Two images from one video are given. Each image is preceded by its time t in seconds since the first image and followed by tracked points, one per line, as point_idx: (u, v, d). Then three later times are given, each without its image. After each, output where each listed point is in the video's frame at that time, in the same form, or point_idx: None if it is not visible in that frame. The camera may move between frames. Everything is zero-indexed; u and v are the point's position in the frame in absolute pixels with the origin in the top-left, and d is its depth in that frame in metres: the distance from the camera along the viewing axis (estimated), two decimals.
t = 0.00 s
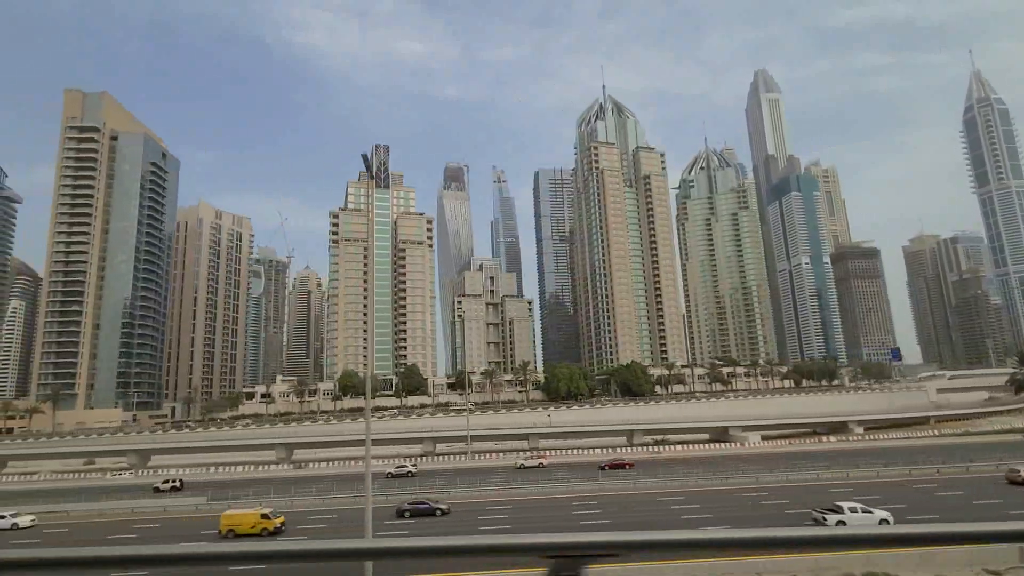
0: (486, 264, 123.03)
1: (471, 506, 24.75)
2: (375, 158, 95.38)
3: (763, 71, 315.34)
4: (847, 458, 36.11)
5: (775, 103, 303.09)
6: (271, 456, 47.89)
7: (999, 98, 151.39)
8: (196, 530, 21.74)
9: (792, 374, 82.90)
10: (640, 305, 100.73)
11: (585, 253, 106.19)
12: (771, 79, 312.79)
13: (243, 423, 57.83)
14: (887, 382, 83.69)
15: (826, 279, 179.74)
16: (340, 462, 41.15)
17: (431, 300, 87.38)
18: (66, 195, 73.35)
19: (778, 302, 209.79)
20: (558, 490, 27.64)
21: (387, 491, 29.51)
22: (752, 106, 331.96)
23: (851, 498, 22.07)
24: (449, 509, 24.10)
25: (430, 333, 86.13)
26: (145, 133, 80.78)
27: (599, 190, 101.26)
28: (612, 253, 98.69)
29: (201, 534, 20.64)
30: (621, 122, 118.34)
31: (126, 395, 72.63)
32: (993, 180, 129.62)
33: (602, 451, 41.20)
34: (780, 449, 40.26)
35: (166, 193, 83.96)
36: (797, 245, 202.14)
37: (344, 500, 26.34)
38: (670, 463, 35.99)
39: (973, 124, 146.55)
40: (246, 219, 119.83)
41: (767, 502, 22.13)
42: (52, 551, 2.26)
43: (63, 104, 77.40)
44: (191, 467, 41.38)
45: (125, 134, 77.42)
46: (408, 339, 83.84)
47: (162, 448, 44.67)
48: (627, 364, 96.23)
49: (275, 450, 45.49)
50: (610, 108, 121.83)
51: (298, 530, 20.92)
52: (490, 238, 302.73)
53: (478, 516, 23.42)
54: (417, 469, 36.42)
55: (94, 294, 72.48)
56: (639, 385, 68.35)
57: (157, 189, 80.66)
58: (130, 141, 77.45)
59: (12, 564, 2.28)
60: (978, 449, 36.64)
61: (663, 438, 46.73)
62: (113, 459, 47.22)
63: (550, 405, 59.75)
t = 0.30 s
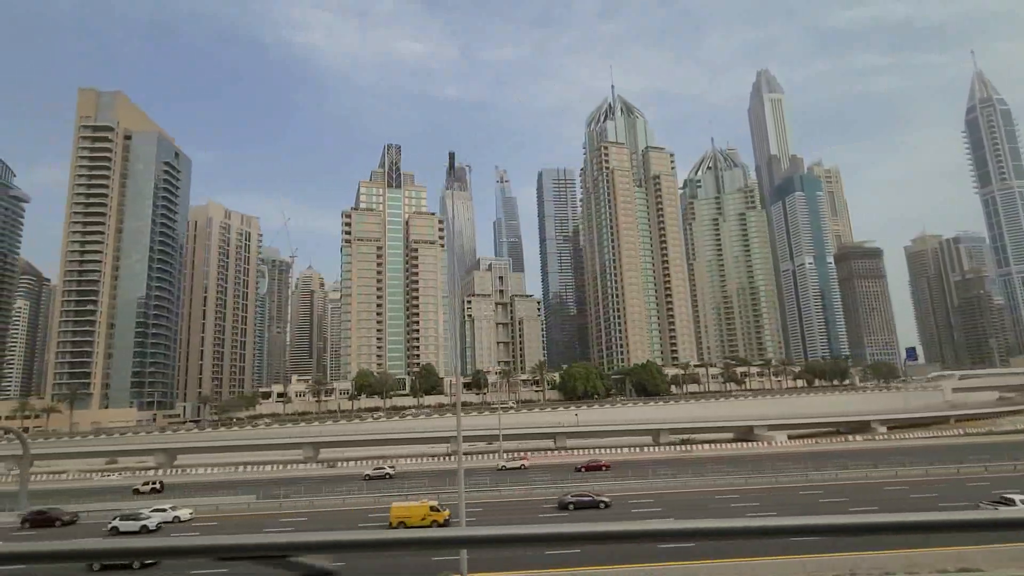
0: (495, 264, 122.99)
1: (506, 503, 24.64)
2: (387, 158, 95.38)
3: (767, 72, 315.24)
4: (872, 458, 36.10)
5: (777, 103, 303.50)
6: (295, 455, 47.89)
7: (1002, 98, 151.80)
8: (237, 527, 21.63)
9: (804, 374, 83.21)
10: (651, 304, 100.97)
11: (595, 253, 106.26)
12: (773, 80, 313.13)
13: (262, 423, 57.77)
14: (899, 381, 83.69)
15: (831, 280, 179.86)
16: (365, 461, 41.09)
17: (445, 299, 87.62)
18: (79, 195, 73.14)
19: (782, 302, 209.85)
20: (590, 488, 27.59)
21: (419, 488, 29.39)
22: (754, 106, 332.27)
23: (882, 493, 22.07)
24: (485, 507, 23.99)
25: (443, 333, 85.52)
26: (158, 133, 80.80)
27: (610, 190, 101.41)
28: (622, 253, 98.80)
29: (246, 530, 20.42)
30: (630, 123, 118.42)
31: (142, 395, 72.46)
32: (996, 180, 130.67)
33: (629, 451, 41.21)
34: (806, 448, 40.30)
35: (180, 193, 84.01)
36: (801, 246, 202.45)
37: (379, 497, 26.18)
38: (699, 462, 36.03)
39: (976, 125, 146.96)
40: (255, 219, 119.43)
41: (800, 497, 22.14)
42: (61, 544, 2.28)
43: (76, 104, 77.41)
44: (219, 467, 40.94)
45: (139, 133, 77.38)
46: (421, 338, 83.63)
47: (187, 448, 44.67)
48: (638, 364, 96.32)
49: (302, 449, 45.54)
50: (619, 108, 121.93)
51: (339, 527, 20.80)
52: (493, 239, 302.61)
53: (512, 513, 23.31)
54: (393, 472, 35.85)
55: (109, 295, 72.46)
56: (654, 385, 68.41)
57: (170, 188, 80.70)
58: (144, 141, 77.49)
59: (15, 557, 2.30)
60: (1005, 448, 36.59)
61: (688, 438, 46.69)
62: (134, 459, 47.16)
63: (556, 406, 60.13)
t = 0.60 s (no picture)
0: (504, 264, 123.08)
1: (547, 500, 24.57)
2: (398, 157, 95.32)
3: (770, 72, 315.63)
4: (900, 456, 36.09)
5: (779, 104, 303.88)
6: (323, 454, 48.30)
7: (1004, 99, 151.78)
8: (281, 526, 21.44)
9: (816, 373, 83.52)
10: (661, 303, 101.08)
11: (604, 253, 106.32)
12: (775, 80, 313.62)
13: (280, 422, 57.70)
14: (910, 381, 83.57)
15: (834, 280, 179.91)
16: (392, 460, 41.09)
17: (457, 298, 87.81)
18: (94, 196, 73.15)
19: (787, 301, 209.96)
20: (626, 487, 27.54)
21: (455, 486, 29.36)
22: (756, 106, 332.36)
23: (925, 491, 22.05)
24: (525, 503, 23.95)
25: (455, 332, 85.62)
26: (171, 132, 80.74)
27: (619, 190, 101.54)
28: (632, 253, 98.97)
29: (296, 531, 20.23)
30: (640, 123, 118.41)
31: (156, 395, 72.17)
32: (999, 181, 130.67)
33: (658, 450, 41.22)
34: (834, 447, 40.26)
35: (194, 193, 83.95)
36: (804, 246, 202.28)
37: (419, 496, 26.11)
38: (729, 461, 36.04)
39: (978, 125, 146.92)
40: (264, 219, 119.33)
41: (843, 495, 22.14)
42: (253, 544, 2.24)
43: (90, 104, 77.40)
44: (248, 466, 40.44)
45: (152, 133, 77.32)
46: (434, 337, 83.44)
47: (214, 447, 44.86)
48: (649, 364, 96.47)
49: (330, 447, 46.19)
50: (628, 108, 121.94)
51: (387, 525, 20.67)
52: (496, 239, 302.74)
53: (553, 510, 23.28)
54: (371, 473, 35.01)
55: (123, 295, 72.39)
56: (670, 385, 68.50)
57: (184, 188, 80.66)
58: (157, 140, 77.44)
59: (192, 559, 2.26)
60: None
61: (713, 438, 46.68)
62: (156, 459, 47.14)
63: (572, 406, 60.38)
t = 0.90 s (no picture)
0: (514, 264, 123.32)
1: (592, 498, 24.67)
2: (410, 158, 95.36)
3: (773, 71, 315.29)
4: (931, 455, 36.16)
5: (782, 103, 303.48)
6: (348, 454, 48.61)
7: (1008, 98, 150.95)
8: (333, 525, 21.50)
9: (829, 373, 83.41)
10: (671, 302, 101.09)
11: (615, 254, 106.47)
12: (779, 79, 313.26)
13: (299, 422, 57.88)
14: (923, 381, 83.28)
15: (837, 279, 180.13)
16: (420, 460, 41.24)
17: (469, 297, 87.81)
18: (109, 196, 73.30)
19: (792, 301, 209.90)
20: (663, 486, 27.72)
21: (493, 485, 29.49)
22: (760, 106, 331.95)
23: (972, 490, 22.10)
24: (572, 501, 24.02)
25: (467, 332, 85.75)
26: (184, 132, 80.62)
27: (630, 190, 101.75)
28: (643, 253, 99.01)
29: (355, 533, 20.16)
30: (649, 123, 118.40)
31: (171, 395, 72.05)
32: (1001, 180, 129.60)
33: (686, 449, 41.37)
34: (862, 446, 40.36)
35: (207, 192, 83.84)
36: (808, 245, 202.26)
37: (461, 494, 26.23)
38: (759, 460, 36.19)
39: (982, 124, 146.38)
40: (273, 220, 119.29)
41: (889, 494, 22.25)
42: (556, 539, 2.38)
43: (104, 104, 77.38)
44: (277, 466, 40.41)
45: (166, 133, 77.29)
46: (446, 336, 83.59)
47: (241, 447, 45.34)
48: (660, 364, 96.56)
49: (357, 448, 46.73)
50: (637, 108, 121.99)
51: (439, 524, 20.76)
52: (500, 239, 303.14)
53: (599, 508, 23.40)
54: (349, 475, 33.79)
55: (138, 295, 72.52)
56: (686, 385, 68.55)
57: (198, 188, 80.59)
58: (171, 140, 77.38)
59: (409, 558, 2.38)
60: None
61: (739, 437, 46.77)
62: (181, 459, 47.36)
63: (589, 405, 60.60)
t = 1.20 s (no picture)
0: (524, 264, 123.41)
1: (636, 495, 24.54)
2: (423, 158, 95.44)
3: (776, 71, 315.26)
4: (960, 454, 36.05)
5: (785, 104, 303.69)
6: (374, 453, 48.71)
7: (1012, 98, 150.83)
8: (386, 523, 21.31)
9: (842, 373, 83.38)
10: (681, 300, 101.14)
11: (625, 254, 106.64)
12: (782, 80, 313.60)
13: (319, 421, 58.02)
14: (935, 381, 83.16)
15: (842, 279, 180.20)
16: (448, 459, 41.16)
17: (482, 297, 87.79)
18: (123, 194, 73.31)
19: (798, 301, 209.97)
20: (698, 484, 27.62)
21: (531, 483, 29.39)
22: (764, 107, 332.25)
23: (1020, 488, 21.93)
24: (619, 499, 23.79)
25: (481, 331, 85.81)
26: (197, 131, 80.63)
27: (641, 190, 101.99)
28: (654, 253, 99.17)
29: (417, 531, 19.98)
30: (659, 122, 118.45)
31: (186, 394, 71.88)
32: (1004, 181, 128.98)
33: (713, 448, 41.30)
34: (890, 446, 40.27)
35: (221, 191, 83.62)
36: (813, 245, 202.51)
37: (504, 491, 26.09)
38: (788, 460, 36.14)
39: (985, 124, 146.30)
40: (282, 220, 119.26)
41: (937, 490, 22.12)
42: (716, 546, 2.20)
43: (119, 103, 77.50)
44: (305, 464, 40.54)
45: (180, 132, 77.31)
46: (460, 336, 83.68)
47: (267, 445, 45.63)
48: (671, 364, 96.72)
49: (384, 447, 46.97)
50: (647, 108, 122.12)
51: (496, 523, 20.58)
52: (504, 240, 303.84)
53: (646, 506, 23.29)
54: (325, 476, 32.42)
55: (153, 294, 72.55)
56: (703, 385, 68.55)
57: (212, 187, 80.44)
58: (185, 139, 77.38)
59: (569, 563, 2.22)
60: None
61: (766, 437, 46.67)
62: (205, 457, 47.53)
63: (608, 404, 60.69)
